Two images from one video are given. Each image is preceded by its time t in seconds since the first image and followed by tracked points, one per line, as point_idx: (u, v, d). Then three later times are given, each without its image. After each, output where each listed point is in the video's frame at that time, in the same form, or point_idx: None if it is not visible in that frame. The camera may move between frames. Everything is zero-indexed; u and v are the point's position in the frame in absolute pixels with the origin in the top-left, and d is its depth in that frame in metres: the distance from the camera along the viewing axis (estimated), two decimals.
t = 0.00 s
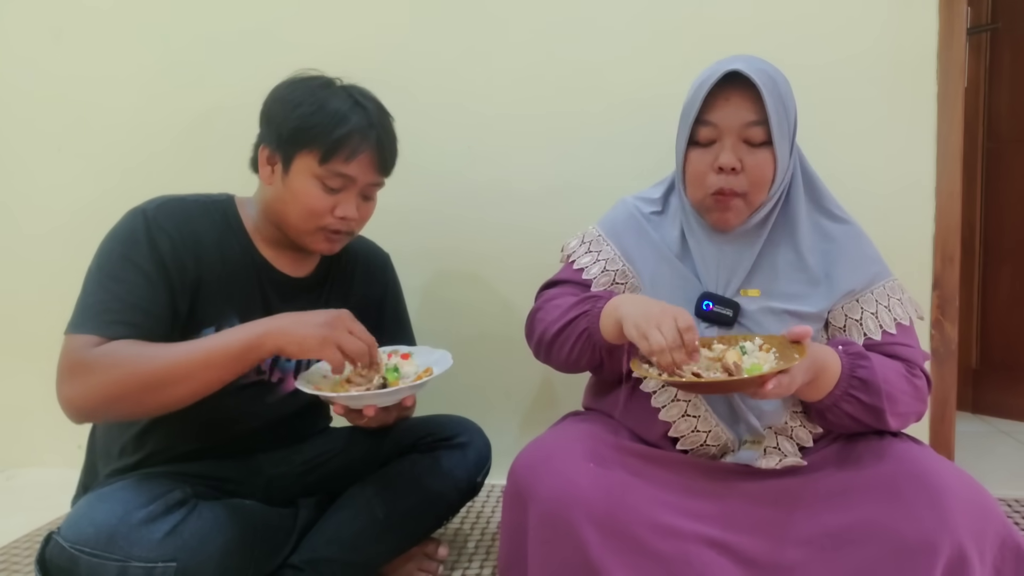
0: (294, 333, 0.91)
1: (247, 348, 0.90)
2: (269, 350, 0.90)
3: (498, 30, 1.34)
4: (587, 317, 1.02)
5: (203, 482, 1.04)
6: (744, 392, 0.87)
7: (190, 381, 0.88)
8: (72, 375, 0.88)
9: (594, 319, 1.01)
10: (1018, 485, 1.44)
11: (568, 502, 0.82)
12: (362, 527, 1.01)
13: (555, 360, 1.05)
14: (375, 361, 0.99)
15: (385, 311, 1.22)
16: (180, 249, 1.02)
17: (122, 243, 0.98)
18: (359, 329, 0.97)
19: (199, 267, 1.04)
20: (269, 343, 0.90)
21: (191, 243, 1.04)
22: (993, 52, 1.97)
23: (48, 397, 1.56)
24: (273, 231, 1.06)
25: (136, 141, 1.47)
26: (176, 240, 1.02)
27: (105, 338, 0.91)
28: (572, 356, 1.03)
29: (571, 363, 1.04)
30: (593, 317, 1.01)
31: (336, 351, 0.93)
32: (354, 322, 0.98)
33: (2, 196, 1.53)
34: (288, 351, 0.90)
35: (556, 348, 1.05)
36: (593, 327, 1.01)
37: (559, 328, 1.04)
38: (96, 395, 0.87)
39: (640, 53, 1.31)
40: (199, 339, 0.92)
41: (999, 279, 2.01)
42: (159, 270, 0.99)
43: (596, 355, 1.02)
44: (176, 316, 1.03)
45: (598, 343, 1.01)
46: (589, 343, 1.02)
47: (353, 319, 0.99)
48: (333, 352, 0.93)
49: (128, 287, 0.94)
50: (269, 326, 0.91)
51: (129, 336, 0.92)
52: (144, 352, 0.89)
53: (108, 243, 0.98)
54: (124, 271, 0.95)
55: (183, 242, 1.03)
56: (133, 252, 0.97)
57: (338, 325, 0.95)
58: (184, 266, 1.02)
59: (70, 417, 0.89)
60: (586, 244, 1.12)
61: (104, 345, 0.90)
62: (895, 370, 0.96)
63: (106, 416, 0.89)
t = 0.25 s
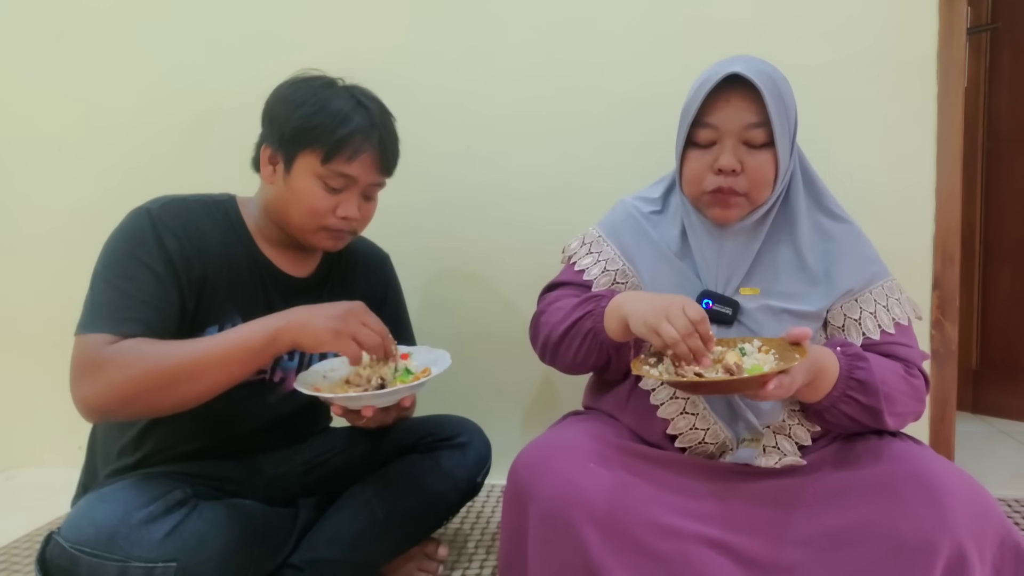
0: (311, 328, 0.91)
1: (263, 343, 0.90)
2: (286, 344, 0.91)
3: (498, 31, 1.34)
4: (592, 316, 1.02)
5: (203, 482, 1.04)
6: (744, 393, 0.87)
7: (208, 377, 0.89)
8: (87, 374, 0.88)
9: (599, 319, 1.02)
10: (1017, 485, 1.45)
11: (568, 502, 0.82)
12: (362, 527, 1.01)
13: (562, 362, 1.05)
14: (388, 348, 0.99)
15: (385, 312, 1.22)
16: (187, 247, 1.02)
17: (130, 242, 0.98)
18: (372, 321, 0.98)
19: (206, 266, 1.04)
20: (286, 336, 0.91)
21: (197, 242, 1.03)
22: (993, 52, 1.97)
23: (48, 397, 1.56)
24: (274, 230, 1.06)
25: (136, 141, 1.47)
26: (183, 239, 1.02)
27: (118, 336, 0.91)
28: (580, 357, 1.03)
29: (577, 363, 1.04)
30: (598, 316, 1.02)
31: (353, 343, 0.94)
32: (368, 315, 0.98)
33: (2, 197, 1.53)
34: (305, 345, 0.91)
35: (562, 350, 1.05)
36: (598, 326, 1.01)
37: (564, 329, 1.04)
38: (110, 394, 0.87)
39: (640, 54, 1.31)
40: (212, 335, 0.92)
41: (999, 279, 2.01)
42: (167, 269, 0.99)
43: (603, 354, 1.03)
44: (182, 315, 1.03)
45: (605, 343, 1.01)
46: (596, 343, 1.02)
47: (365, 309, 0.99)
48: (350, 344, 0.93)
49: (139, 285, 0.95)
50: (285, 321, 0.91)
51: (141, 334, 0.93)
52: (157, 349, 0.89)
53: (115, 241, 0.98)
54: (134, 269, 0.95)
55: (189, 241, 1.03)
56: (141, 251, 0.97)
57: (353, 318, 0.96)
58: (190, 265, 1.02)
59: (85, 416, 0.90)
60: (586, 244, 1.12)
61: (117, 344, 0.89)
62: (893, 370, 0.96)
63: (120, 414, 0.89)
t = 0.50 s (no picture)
0: (316, 334, 0.92)
1: (268, 347, 0.91)
2: (291, 350, 0.92)
3: (498, 32, 1.35)
4: (592, 319, 1.03)
5: (205, 481, 1.04)
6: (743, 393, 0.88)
7: (211, 377, 0.89)
8: (88, 368, 0.87)
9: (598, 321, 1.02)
10: (1014, 484, 1.45)
11: (568, 500, 0.83)
12: (363, 526, 1.01)
13: (563, 363, 1.06)
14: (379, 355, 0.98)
15: (386, 314, 1.23)
16: (192, 247, 1.03)
17: (135, 241, 0.98)
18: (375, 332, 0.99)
19: (210, 267, 1.05)
20: (291, 342, 0.91)
21: (202, 243, 1.04)
22: (991, 53, 1.98)
23: (49, 396, 1.57)
24: (276, 231, 1.07)
25: (138, 141, 1.48)
26: (188, 239, 1.03)
27: (119, 333, 0.91)
28: (580, 358, 1.04)
29: (577, 366, 1.05)
30: (597, 318, 1.02)
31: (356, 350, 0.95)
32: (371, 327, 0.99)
33: (4, 197, 1.54)
34: (309, 351, 0.92)
35: (562, 351, 1.05)
36: (598, 329, 1.02)
37: (564, 331, 1.04)
38: (110, 390, 0.87)
39: (640, 55, 1.32)
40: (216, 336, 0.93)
41: (996, 280, 2.02)
42: (171, 267, 1.00)
43: (602, 356, 1.03)
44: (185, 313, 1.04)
45: (604, 345, 1.02)
46: (596, 345, 1.02)
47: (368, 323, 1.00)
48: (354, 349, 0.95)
49: (143, 283, 0.95)
50: (291, 326, 0.92)
51: (144, 331, 0.93)
52: (161, 348, 0.89)
53: (120, 240, 0.98)
54: (138, 267, 0.96)
55: (194, 241, 1.04)
56: (146, 250, 0.98)
57: (359, 329, 0.97)
58: (194, 264, 1.03)
59: (81, 410, 0.89)
60: (586, 247, 1.12)
61: (121, 339, 0.90)
62: (892, 371, 0.97)
63: (118, 410, 0.89)
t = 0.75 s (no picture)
0: (275, 332, 0.89)
1: (230, 344, 0.89)
2: (252, 347, 0.89)
3: (497, 31, 1.34)
4: (583, 313, 1.02)
5: (203, 482, 1.04)
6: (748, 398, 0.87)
7: (178, 377, 0.88)
8: (62, 371, 0.87)
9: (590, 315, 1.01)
10: (1017, 485, 1.45)
11: (568, 501, 0.82)
12: (362, 527, 1.01)
13: (559, 360, 1.06)
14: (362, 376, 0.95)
15: (385, 313, 1.22)
16: (180, 248, 1.02)
17: (123, 243, 0.98)
18: (341, 335, 0.93)
19: (200, 267, 1.04)
20: (252, 339, 0.89)
21: (192, 244, 1.04)
22: (993, 52, 1.97)
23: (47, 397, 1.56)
24: (274, 231, 1.06)
25: (137, 141, 1.47)
26: (176, 239, 1.02)
27: (94, 334, 0.90)
28: (574, 354, 1.03)
29: (573, 363, 1.05)
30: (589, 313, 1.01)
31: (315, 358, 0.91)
32: (339, 331, 0.93)
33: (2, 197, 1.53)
34: (269, 349, 0.89)
35: (557, 348, 1.05)
36: (590, 323, 1.01)
37: (559, 326, 1.04)
38: (84, 392, 0.87)
39: (641, 54, 1.31)
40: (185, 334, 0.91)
41: (999, 280, 2.01)
42: (158, 268, 0.99)
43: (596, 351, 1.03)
44: (174, 313, 1.03)
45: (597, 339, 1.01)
46: (589, 339, 1.01)
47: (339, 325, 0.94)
48: (311, 358, 0.90)
49: (125, 285, 0.94)
50: (252, 324, 0.90)
51: (121, 332, 0.92)
52: (131, 348, 0.89)
53: (108, 242, 0.98)
54: (123, 268, 0.95)
55: (184, 242, 1.03)
56: (133, 251, 0.97)
57: (320, 333, 0.91)
58: (184, 265, 1.02)
59: (60, 412, 0.90)
60: (587, 245, 1.12)
61: (93, 341, 0.89)
62: (895, 373, 0.96)
63: (94, 411, 0.89)
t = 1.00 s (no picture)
0: (285, 344, 0.91)
1: (240, 358, 0.90)
2: (262, 360, 0.91)
3: (497, 30, 1.34)
4: (581, 311, 1.02)
5: (203, 482, 1.04)
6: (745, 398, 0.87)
7: (185, 387, 0.89)
8: (67, 378, 0.88)
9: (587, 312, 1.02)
10: (1018, 484, 1.45)
11: (568, 501, 0.82)
12: (362, 527, 1.01)
13: (561, 360, 1.06)
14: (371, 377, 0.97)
15: (384, 311, 1.22)
16: (179, 250, 1.02)
17: (122, 246, 0.98)
18: (350, 342, 0.95)
19: (198, 269, 1.04)
20: (262, 352, 0.90)
21: (191, 245, 1.04)
22: (993, 52, 1.97)
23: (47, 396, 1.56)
24: (270, 231, 1.06)
25: (136, 140, 1.47)
26: (175, 241, 1.02)
27: (99, 341, 0.91)
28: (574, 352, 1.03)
29: (574, 361, 1.05)
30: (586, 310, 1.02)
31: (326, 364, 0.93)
32: (347, 337, 0.95)
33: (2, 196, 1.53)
34: (279, 360, 0.91)
35: (558, 347, 1.05)
36: (588, 320, 1.01)
37: (557, 325, 1.04)
38: (88, 398, 0.88)
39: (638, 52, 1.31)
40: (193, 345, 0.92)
41: (999, 279, 2.01)
42: (157, 272, 0.99)
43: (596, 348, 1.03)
44: (174, 317, 1.03)
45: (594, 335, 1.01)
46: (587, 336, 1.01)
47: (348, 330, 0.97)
48: (322, 364, 0.93)
49: (125, 289, 0.94)
50: (262, 336, 0.91)
51: (125, 339, 0.92)
52: (138, 356, 0.89)
53: (108, 246, 0.98)
54: (122, 272, 0.95)
55: (182, 244, 1.03)
56: (132, 255, 0.97)
57: (330, 339, 0.94)
58: (182, 268, 1.02)
59: (61, 418, 0.90)
60: (586, 246, 1.12)
61: (99, 348, 0.89)
62: (893, 372, 0.96)
63: (97, 418, 0.90)
